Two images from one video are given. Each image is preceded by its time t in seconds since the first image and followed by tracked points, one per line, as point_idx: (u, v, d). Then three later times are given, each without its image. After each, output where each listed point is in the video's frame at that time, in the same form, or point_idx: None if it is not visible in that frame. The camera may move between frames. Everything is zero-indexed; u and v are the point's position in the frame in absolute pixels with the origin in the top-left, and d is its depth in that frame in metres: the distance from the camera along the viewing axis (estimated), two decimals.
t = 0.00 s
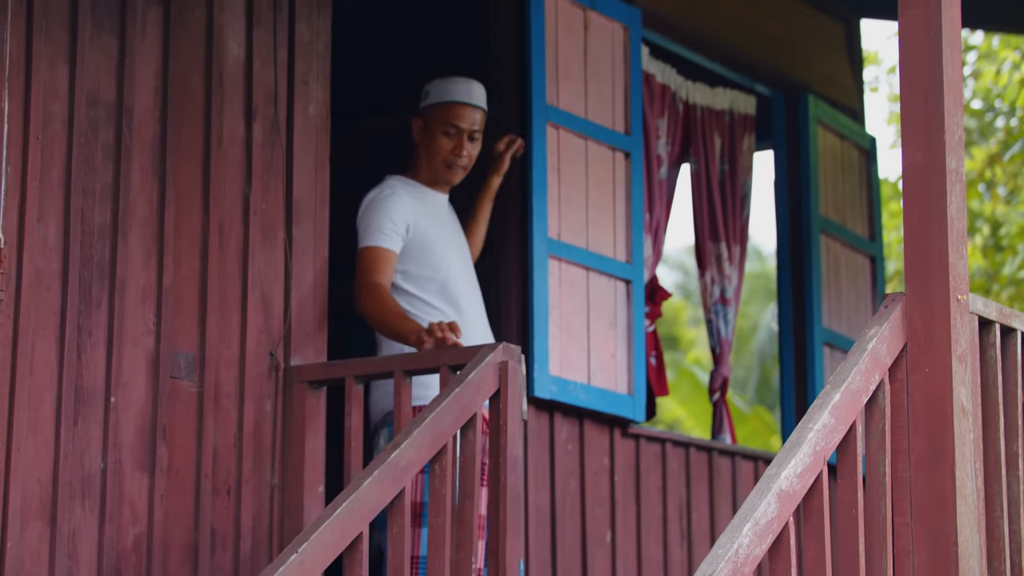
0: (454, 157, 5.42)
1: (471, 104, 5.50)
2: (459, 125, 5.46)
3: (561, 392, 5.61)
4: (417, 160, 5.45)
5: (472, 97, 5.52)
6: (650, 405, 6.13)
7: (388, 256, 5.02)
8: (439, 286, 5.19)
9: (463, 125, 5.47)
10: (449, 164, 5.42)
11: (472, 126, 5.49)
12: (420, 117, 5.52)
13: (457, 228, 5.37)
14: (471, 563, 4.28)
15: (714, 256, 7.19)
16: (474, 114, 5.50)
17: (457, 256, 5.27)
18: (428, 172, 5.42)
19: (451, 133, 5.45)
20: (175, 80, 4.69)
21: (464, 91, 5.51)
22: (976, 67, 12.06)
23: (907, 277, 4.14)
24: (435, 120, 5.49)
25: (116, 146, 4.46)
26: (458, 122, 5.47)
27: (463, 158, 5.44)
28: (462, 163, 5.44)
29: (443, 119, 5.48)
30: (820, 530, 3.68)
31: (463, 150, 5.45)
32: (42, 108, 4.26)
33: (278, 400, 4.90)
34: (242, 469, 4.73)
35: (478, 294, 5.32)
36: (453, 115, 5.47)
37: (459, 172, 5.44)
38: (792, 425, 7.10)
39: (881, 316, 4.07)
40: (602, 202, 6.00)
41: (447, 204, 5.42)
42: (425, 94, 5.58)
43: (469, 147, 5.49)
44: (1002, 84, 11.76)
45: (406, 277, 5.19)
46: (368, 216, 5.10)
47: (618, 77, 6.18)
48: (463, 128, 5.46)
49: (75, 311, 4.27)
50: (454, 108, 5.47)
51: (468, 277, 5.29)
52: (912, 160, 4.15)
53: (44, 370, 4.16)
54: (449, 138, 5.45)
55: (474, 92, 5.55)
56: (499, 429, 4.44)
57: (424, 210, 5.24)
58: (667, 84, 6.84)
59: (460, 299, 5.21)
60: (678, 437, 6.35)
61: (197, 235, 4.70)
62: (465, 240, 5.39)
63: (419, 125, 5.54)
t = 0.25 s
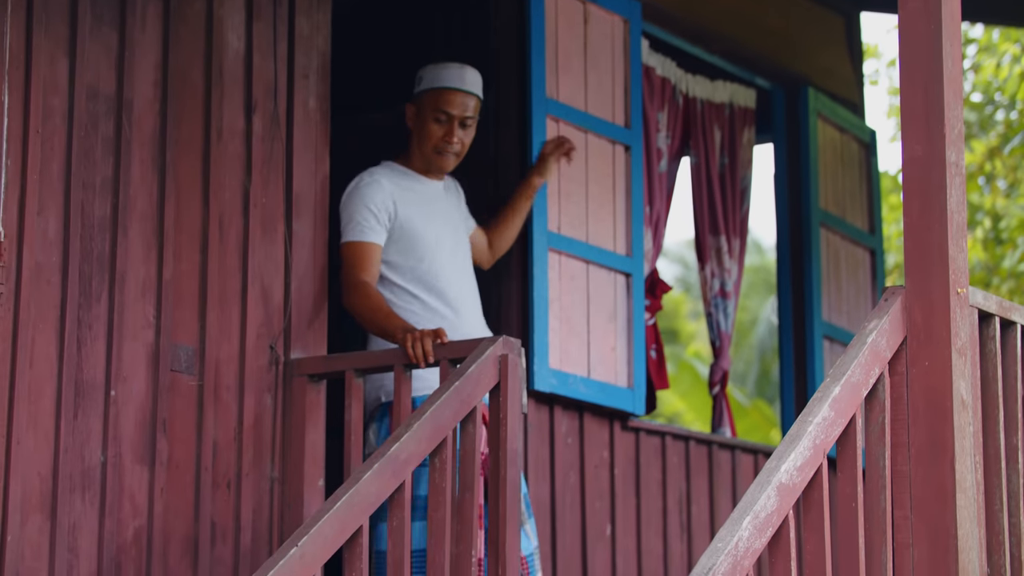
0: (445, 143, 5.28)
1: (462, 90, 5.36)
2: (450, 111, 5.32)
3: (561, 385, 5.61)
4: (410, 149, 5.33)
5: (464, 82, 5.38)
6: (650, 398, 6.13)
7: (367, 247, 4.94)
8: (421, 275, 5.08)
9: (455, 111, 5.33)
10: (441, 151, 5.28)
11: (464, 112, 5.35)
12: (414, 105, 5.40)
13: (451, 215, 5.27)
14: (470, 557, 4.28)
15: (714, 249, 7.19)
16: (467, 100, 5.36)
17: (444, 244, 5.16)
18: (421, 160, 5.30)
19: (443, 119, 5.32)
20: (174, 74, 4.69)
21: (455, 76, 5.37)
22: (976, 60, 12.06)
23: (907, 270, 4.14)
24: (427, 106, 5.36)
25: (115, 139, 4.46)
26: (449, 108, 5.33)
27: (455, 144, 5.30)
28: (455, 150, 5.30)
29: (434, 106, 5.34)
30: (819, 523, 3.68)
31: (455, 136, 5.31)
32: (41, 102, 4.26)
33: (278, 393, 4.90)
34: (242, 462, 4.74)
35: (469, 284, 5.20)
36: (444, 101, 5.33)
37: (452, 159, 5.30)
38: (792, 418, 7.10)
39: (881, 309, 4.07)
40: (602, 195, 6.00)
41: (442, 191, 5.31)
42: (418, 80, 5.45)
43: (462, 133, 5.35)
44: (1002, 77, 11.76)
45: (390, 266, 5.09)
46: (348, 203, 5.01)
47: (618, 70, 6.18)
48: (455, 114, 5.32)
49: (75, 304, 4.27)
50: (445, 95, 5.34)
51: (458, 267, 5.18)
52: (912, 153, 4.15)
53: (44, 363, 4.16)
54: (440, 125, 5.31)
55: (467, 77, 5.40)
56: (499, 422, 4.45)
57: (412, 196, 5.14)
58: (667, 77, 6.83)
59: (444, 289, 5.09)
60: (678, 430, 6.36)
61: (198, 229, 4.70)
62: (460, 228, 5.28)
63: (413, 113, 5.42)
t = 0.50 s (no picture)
0: (435, 132, 5.14)
1: (447, 76, 5.22)
2: (436, 99, 5.19)
3: (561, 382, 5.61)
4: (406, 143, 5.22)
5: (450, 68, 5.24)
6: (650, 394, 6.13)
7: (351, 242, 4.92)
8: (407, 270, 5.02)
9: (442, 99, 5.19)
10: (432, 139, 5.14)
11: (452, 98, 5.20)
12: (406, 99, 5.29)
13: (456, 209, 5.18)
14: (469, 554, 4.27)
15: (714, 246, 7.19)
16: (453, 85, 5.22)
17: (439, 239, 5.08)
18: (416, 154, 5.18)
19: (431, 108, 5.19)
20: (174, 70, 4.68)
21: (440, 63, 5.24)
22: (976, 57, 12.06)
23: (907, 267, 4.14)
24: (416, 97, 5.24)
25: (115, 135, 4.46)
26: (435, 95, 5.20)
27: (445, 130, 5.15)
28: (447, 136, 5.15)
29: (423, 96, 5.22)
30: (819, 519, 3.68)
31: (444, 123, 5.16)
32: (41, 98, 4.25)
33: (278, 390, 4.91)
34: (243, 459, 4.74)
35: (466, 280, 5.10)
36: (430, 90, 5.21)
37: (445, 148, 5.15)
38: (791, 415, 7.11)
39: (881, 305, 4.07)
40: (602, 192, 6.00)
41: (451, 182, 5.23)
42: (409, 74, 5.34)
43: (453, 119, 5.20)
44: (1002, 73, 11.69)
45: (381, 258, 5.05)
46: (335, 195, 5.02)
47: (618, 66, 6.19)
48: (442, 102, 5.18)
49: (75, 300, 4.27)
50: (430, 83, 5.21)
51: (454, 263, 5.08)
52: (912, 150, 4.15)
53: (44, 359, 4.16)
54: (428, 114, 5.18)
55: (454, 62, 5.25)
56: (499, 419, 4.45)
57: (407, 189, 5.08)
58: (667, 74, 6.83)
59: (435, 285, 5.01)
60: (678, 426, 6.36)
61: (198, 226, 4.70)
62: (464, 222, 5.19)
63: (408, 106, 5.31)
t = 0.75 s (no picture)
0: (446, 126, 5.01)
1: (457, 69, 5.10)
2: (447, 93, 5.06)
3: (563, 384, 5.60)
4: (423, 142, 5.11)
5: (460, 61, 5.12)
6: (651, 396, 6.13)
7: (350, 237, 4.91)
8: (406, 266, 4.93)
9: (452, 92, 5.06)
10: (444, 134, 5.01)
11: (463, 91, 5.07)
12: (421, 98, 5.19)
13: (472, 207, 5.03)
14: (470, 556, 4.28)
15: (715, 248, 7.20)
16: (464, 79, 5.09)
17: (442, 239, 4.95)
18: (432, 152, 5.06)
19: (443, 103, 5.07)
20: (175, 72, 4.68)
21: (450, 56, 5.12)
22: (976, 58, 12.06)
23: (908, 269, 4.14)
24: (428, 94, 5.12)
25: (116, 138, 4.46)
26: (446, 90, 5.08)
27: (457, 124, 5.01)
28: (459, 130, 5.01)
29: (434, 91, 5.10)
30: (821, 522, 3.69)
31: (455, 117, 5.03)
32: (43, 101, 4.24)
33: (279, 393, 4.92)
34: (243, 461, 4.75)
35: (470, 282, 4.95)
36: (440, 85, 5.09)
37: (459, 142, 5.01)
38: (792, 416, 7.12)
39: (882, 307, 4.07)
40: (603, 195, 6.01)
41: (473, 179, 5.08)
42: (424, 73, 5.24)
43: (465, 113, 5.06)
44: (1002, 76, 11.77)
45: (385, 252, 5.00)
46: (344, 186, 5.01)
47: (618, 68, 6.19)
48: (452, 96, 5.06)
49: (76, 303, 4.26)
50: (441, 78, 5.09)
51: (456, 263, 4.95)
52: (913, 152, 4.15)
53: (45, 362, 4.16)
54: (440, 110, 5.06)
55: (465, 56, 5.13)
56: (500, 421, 4.45)
57: (415, 185, 4.99)
58: (667, 75, 6.83)
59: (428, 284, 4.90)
60: (679, 428, 6.36)
61: (198, 227, 4.70)
62: (479, 221, 5.03)
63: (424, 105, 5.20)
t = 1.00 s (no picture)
0: (468, 124, 4.94)
1: (480, 67, 5.02)
2: (470, 90, 4.98)
3: (564, 390, 5.60)
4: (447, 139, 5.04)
5: (485, 59, 5.04)
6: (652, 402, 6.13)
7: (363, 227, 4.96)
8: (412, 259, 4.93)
9: (475, 90, 4.98)
10: (466, 132, 4.93)
11: (486, 89, 4.99)
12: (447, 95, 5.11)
13: (485, 208, 4.95)
14: (471, 560, 4.27)
15: (715, 254, 7.21)
16: (489, 76, 5.00)
17: (445, 237, 4.91)
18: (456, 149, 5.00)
19: (466, 100, 4.99)
20: (176, 78, 4.69)
21: (474, 54, 5.04)
22: (976, 64, 12.06)
23: (908, 274, 4.14)
24: (452, 91, 5.05)
25: (117, 144, 4.46)
26: (469, 87, 5.00)
27: (479, 123, 4.94)
28: (481, 129, 4.94)
29: (458, 88, 5.03)
30: (821, 527, 3.69)
31: (477, 115, 4.95)
32: (44, 106, 4.24)
33: (279, 398, 4.93)
34: (244, 466, 4.76)
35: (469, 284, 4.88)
36: (464, 81, 5.01)
37: (481, 140, 4.93)
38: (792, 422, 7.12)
39: (882, 312, 4.07)
40: (604, 200, 6.02)
41: (495, 181, 4.99)
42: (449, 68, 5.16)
43: (488, 111, 4.98)
44: (1002, 81, 11.69)
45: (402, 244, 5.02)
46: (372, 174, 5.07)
47: (619, 74, 6.20)
48: (475, 93, 4.98)
49: (77, 309, 4.27)
50: (465, 75, 5.02)
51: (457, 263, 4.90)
52: (913, 157, 4.16)
53: (46, 368, 4.16)
54: (463, 107, 4.98)
55: (490, 54, 5.05)
56: (501, 427, 4.45)
57: (433, 181, 4.97)
58: (668, 82, 6.84)
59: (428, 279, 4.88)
60: (679, 434, 6.36)
61: (200, 233, 4.71)
62: (489, 223, 4.94)
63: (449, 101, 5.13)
